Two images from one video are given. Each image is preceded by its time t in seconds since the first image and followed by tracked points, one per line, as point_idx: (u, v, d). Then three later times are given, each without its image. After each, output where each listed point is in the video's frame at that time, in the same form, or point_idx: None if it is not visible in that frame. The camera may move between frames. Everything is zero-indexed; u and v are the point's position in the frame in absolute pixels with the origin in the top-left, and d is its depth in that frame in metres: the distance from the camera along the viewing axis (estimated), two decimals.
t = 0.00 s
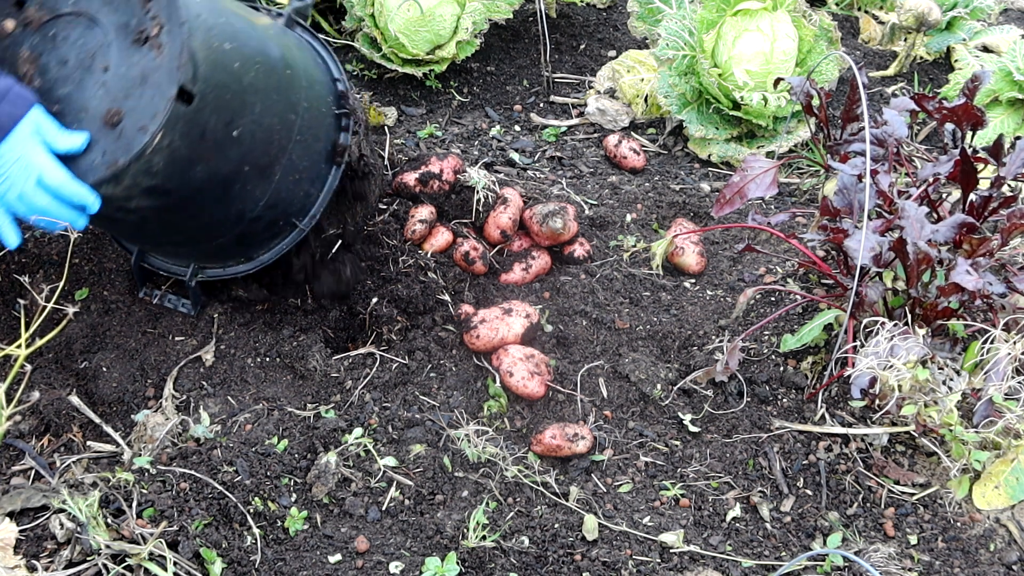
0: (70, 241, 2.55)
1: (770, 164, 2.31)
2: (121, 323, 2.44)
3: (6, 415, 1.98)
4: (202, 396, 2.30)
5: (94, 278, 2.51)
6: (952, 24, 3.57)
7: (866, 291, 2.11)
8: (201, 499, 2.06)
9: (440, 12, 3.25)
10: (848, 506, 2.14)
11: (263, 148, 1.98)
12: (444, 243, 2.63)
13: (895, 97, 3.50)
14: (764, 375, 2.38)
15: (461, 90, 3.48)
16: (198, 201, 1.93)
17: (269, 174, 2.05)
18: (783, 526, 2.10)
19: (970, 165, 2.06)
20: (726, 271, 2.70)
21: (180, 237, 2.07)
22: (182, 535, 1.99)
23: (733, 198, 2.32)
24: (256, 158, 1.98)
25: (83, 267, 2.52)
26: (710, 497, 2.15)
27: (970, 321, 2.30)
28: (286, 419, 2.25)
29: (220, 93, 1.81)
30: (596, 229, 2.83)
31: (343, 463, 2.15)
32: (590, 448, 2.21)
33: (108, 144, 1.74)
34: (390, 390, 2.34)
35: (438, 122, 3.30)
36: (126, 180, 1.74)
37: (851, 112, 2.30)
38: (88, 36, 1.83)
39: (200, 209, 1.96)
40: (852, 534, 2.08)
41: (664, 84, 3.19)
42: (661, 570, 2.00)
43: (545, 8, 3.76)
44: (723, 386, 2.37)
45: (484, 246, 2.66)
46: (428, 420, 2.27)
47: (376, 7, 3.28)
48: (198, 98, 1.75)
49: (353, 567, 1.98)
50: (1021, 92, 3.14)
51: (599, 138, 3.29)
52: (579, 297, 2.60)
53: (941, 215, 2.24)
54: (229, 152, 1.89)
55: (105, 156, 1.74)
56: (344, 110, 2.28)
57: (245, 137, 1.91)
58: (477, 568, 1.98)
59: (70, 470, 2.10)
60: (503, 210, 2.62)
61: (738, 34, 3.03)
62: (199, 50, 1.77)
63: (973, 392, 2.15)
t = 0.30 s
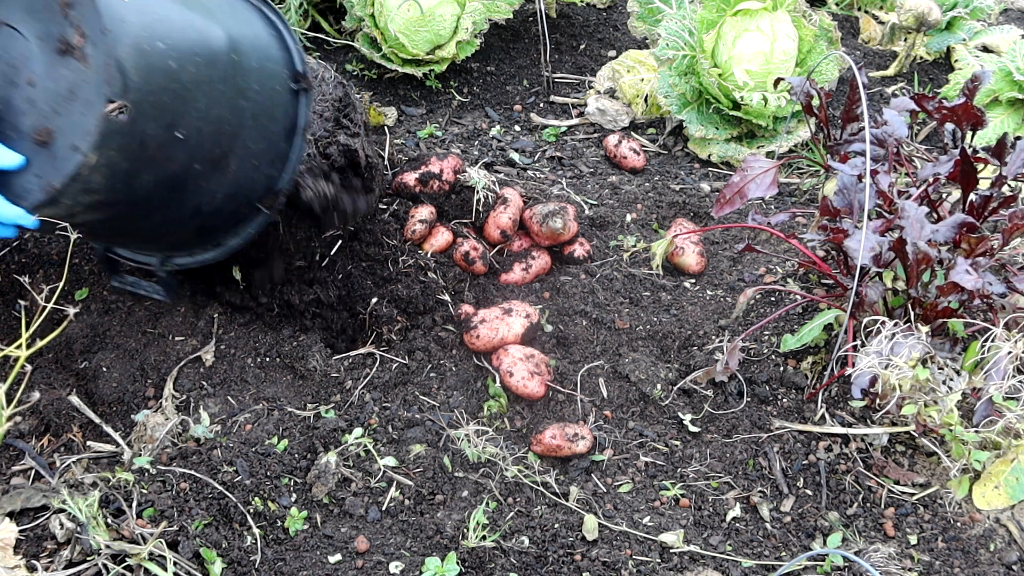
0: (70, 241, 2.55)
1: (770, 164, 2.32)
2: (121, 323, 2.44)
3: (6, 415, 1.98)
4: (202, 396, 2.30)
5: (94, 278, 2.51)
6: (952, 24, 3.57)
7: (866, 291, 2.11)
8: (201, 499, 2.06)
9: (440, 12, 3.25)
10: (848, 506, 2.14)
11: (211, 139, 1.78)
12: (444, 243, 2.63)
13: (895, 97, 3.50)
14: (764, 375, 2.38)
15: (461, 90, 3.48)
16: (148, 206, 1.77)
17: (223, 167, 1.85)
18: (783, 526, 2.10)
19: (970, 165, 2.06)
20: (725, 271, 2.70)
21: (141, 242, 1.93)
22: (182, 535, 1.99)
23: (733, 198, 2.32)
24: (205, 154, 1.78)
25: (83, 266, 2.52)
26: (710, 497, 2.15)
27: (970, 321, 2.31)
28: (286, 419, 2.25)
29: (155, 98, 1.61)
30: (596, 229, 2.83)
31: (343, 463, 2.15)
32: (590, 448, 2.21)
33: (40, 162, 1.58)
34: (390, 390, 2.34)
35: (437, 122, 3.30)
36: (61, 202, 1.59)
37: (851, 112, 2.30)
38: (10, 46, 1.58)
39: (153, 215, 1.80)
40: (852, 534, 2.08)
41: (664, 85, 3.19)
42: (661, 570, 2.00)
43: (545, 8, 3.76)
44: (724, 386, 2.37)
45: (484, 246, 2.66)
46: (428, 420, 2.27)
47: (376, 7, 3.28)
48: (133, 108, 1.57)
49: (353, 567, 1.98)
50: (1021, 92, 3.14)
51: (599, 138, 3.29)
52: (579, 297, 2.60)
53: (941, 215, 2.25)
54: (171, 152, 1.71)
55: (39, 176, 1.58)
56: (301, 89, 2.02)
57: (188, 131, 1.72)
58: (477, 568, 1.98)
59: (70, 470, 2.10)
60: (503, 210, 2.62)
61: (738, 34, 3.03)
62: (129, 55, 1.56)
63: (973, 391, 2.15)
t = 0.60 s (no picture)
0: (70, 240, 2.55)
1: (770, 164, 2.32)
2: (120, 323, 2.44)
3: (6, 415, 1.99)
4: (202, 396, 2.30)
5: (94, 278, 2.51)
6: (952, 24, 3.57)
7: (866, 291, 2.11)
8: (201, 499, 2.06)
9: (440, 12, 3.25)
10: (848, 506, 2.14)
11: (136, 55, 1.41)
12: (444, 243, 2.62)
13: (895, 96, 3.50)
14: (764, 375, 2.38)
15: (461, 90, 3.48)
16: None
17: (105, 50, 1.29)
18: (783, 526, 2.10)
19: (970, 165, 2.06)
20: (725, 271, 2.70)
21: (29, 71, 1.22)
22: (182, 535, 1.99)
23: (733, 198, 2.32)
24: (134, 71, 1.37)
25: (83, 266, 2.52)
26: (710, 497, 2.15)
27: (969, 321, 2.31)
28: (286, 419, 2.25)
29: None
30: (596, 229, 2.83)
31: (343, 463, 2.15)
32: (590, 448, 2.21)
33: None
34: (390, 390, 2.34)
35: (437, 122, 3.30)
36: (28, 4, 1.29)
37: (851, 112, 2.30)
38: None
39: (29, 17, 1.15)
40: (852, 534, 2.08)
41: (664, 85, 3.19)
42: (661, 570, 2.00)
43: (545, 7, 3.75)
44: (724, 386, 2.37)
45: (484, 246, 2.66)
46: (428, 420, 2.27)
47: (376, 7, 3.28)
48: None
49: (353, 567, 1.98)
50: (1020, 92, 3.14)
51: (599, 138, 3.29)
52: (579, 297, 2.60)
53: (941, 215, 2.24)
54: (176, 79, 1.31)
55: None
56: None
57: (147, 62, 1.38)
58: (477, 568, 1.98)
59: (71, 470, 2.10)
60: (503, 210, 2.62)
61: (738, 34, 3.04)
62: None
63: (973, 392, 2.15)
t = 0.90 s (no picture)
0: (70, 240, 2.55)
1: (771, 164, 2.31)
2: (121, 323, 2.44)
3: (6, 415, 1.99)
4: (202, 396, 2.30)
5: (94, 278, 2.51)
6: (953, 24, 3.57)
7: (866, 291, 2.11)
8: (201, 499, 2.06)
9: (440, 12, 3.25)
10: (848, 506, 2.14)
11: None
12: (444, 243, 2.62)
13: (895, 96, 3.50)
14: (764, 375, 2.38)
15: (461, 90, 3.48)
16: None
17: None
18: (783, 526, 2.10)
19: (970, 165, 2.06)
20: (726, 271, 2.70)
21: None
22: (182, 535, 1.99)
23: (733, 198, 2.32)
24: None
25: (83, 266, 2.52)
26: (710, 497, 2.15)
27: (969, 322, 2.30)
28: (286, 419, 2.25)
29: None
30: (596, 229, 2.83)
31: (343, 463, 2.15)
32: (590, 448, 2.21)
33: None
34: (390, 390, 2.34)
35: (437, 122, 3.30)
36: None
37: (851, 112, 2.30)
38: None
39: None
40: (852, 534, 2.08)
41: (664, 84, 3.19)
42: (661, 570, 2.00)
43: (545, 7, 3.75)
44: (723, 386, 2.37)
45: (483, 246, 2.66)
46: (428, 420, 2.27)
47: (376, 7, 3.28)
48: None
49: (353, 567, 1.98)
50: (1021, 92, 3.14)
51: (599, 138, 3.29)
52: (579, 297, 2.60)
53: (941, 215, 2.24)
54: None
55: None
56: None
57: None
58: (477, 568, 1.98)
59: (71, 470, 2.10)
60: (503, 210, 2.62)
61: (738, 34, 3.03)
62: None
63: (973, 392, 2.15)
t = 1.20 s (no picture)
0: (70, 240, 2.54)
1: (770, 164, 2.32)
2: (121, 323, 2.44)
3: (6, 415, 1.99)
4: (202, 396, 2.30)
5: (94, 278, 2.51)
6: (953, 24, 3.57)
7: (866, 291, 2.11)
8: (201, 499, 2.06)
9: (440, 12, 3.25)
10: (848, 506, 2.14)
11: None
12: (444, 243, 2.62)
13: (895, 96, 3.50)
14: (764, 375, 2.38)
15: (461, 90, 3.48)
16: None
17: None
18: (783, 526, 2.10)
19: (970, 165, 2.06)
20: (726, 271, 2.70)
21: None
22: (182, 535, 1.99)
23: (733, 198, 2.32)
24: None
25: (83, 266, 2.52)
26: (710, 497, 2.15)
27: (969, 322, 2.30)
28: (286, 419, 2.24)
29: None
30: (596, 229, 2.83)
31: (343, 463, 2.15)
32: (590, 448, 2.21)
33: None
34: (390, 390, 2.34)
35: (437, 122, 3.30)
36: None
37: (851, 112, 2.30)
38: None
39: None
40: (852, 534, 2.08)
41: (664, 84, 3.19)
42: (661, 570, 2.00)
43: (545, 7, 3.75)
44: (723, 386, 2.37)
45: (484, 246, 2.66)
46: (428, 419, 2.27)
47: (376, 7, 3.28)
48: None
49: (353, 567, 1.98)
50: (1020, 92, 3.14)
51: (599, 138, 3.29)
52: (579, 297, 2.60)
53: (941, 215, 2.24)
54: None
55: None
56: None
57: None
58: (477, 568, 1.98)
59: (71, 470, 2.10)
60: (503, 210, 2.62)
61: (738, 34, 3.03)
62: None
63: (973, 392, 2.15)
